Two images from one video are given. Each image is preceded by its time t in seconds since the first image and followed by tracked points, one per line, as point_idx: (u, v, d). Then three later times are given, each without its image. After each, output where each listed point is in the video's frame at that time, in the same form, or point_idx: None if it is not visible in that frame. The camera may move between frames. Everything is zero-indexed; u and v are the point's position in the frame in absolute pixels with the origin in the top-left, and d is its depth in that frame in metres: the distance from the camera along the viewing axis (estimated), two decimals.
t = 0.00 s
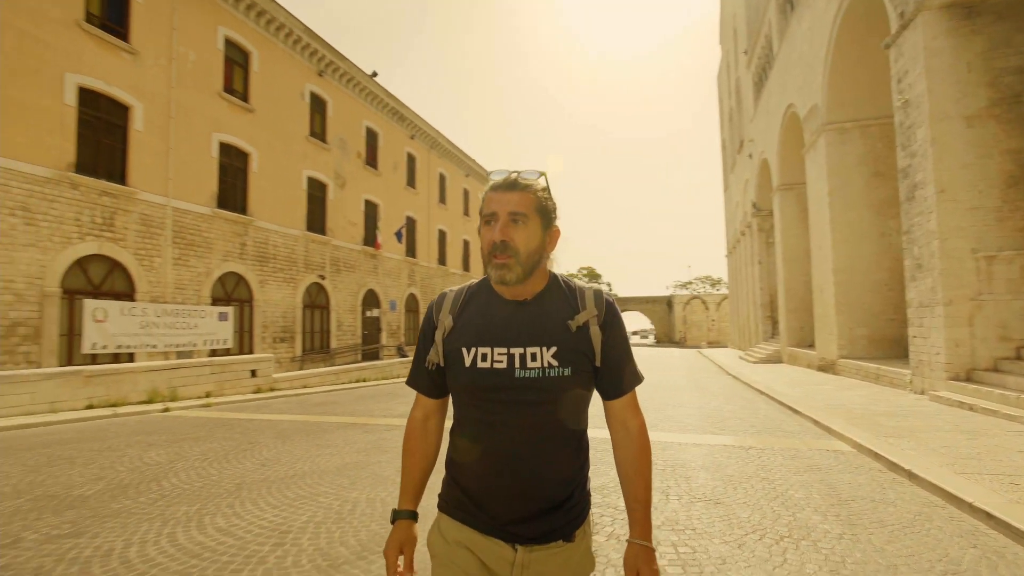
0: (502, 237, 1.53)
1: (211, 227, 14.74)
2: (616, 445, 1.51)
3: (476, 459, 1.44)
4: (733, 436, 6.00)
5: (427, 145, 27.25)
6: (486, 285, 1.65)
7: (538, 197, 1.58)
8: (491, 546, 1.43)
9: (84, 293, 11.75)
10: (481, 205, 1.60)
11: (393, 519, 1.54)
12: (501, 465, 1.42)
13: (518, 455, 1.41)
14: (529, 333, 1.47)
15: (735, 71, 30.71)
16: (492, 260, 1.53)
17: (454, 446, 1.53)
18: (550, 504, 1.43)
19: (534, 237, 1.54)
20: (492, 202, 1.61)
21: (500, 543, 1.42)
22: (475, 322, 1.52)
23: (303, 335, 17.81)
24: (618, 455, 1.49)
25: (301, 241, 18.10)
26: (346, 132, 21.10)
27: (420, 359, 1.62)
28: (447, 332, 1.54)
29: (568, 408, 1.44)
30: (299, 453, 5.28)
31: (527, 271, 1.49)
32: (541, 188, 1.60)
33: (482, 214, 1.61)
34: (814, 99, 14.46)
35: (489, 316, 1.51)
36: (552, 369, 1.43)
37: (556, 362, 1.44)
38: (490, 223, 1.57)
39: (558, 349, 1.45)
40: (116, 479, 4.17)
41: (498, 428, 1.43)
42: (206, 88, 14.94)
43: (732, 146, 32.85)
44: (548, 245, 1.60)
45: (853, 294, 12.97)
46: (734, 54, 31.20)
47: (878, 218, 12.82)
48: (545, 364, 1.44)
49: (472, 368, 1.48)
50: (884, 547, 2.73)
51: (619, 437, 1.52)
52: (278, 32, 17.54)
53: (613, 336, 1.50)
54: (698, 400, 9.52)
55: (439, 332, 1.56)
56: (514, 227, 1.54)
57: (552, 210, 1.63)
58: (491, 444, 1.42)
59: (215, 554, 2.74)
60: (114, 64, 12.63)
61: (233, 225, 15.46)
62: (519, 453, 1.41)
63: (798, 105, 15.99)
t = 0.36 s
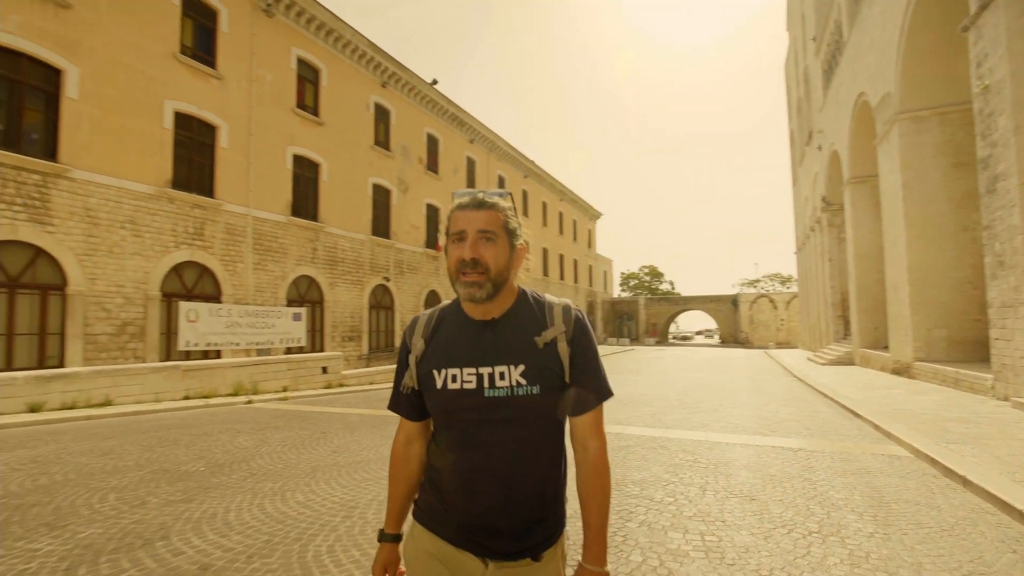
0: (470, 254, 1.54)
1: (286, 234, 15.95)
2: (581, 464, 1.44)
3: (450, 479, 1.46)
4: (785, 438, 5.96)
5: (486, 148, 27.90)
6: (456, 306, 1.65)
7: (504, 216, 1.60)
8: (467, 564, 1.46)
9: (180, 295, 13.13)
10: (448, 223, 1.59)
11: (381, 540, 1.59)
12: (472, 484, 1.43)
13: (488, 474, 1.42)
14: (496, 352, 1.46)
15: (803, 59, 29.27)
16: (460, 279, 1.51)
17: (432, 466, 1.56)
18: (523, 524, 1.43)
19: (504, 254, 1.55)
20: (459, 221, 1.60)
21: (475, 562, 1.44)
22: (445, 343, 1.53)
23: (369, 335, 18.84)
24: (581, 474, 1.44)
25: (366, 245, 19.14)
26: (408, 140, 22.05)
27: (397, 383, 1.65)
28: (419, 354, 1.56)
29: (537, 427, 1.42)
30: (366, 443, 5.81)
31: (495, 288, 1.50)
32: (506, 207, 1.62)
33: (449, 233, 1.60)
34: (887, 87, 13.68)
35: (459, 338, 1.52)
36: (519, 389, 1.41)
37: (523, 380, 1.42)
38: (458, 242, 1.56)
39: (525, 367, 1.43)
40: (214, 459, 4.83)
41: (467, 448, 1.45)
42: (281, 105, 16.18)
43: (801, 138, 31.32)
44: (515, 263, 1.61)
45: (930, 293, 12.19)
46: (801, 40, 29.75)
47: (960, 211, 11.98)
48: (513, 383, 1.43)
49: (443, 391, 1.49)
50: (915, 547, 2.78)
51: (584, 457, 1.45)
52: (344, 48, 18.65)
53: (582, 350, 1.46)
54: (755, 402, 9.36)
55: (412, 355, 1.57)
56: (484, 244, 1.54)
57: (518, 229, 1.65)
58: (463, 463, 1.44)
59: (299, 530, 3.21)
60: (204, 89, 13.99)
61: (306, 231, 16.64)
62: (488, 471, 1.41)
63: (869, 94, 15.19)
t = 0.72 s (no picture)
0: (464, 246, 1.72)
1: (338, 238, 16.81)
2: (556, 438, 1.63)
3: (432, 461, 1.59)
4: (824, 438, 5.95)
5: (530, 150, 28.20)
6: (438, 295, 1.81)
7: (495, 213, 1.80)
8: (449, 542, 1.57)
9: (242, 297, 14.11)
10: (443, 216, 1.76)
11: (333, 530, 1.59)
12: (455, 463, 1.58)
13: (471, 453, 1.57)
14: (481, 340, 1.64)
15: (860, 47, 27.94)
16: (455, 269, 1.68)
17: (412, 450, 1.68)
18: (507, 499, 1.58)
19: (494, 249, 1.75)
20: (454, 214, 1.77)
21: (458, 539, 1.57)
22: (430, 331, 1.69)
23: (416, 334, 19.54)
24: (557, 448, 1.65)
25: (413, 247, 19.84)
26: (453, 144, 22.66)
27: (376, 372, 1.76)
28: (404, 342, 1.70)
29: (517, 407, 1.60)
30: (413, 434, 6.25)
31: (485, 279, 1.69)
32: (497, 205, 1.82)
33: (444, 225, 1.76)
34: (946, 76, 13.06)
35: (444, 327, 1.69)
36: (503, 373, 1.60)
37: (507, 365, 1.61)
38: (455, 234, 1.73)
39: (508, 353, 1.63)
40: (278, 446, 5.39)
41: (451, 429, 1.60)
42: (334, 116, 17.06)
43: (858, 129, 29.96)
44: (501, 256, 1.82)
45: (994, 291, 11.58)
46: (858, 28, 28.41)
47: None
48: (496, 368, 1.62)
49: (429, 376, 1.64)
50: (928, 540, 2.87)
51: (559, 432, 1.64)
52: (391, 59, 19.44)
53: (558, 336, 1.70)
54: (799, 402, 9.23)
55: (396, 344, 1.71)
56: (479, 238, 1.72)
57: (504, 224, 1.86)
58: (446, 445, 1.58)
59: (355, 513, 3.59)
60: (262, 104, 14.97)
61: (356, 235, 17.46)
62: (471, 450, 1.57)
63: (928, 83, 14.48)
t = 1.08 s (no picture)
0: (500, 264, 1.67)
1: (380, 241, 17.46)
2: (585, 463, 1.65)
3: (453, 479, 1.54)
4: (859, 439, 5.94)
5: (566, 150, 28.33)
6: (461, 305, 1.74)
7: (530, 230, 1.77)
8: (470, 564, 1.54)
9: (291, 298, 14.92)
10: (479, 229, 1.71)
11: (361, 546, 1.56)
12: (476, 483, 1.52)
13: (493, 474, 1.53)
14: (509, 357, 1.59)
15: (911, 34, 26.73)
16: (490, 285, 1.63)
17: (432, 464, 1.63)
18: (529, 519, 1.56)
19: (530, 266, 1.72)
20: (490, 228, 1.72)
21: (480, 561, 1.53)
22: (454, 344, 1.62)
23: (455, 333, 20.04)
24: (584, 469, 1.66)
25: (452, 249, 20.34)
26: (490, 147, 23.07)
27: (398, 381, 1.69)
28: (426, 353, 1.62)
29: (541, 429, 1.57)
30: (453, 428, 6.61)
31: (519, 296, 1.64)
32: (529, 220, 1.79)
33: (480, 239, 1.70)
34: (1001, 64, 12.49)
35: (469, 340, 1.62)
36: (529, 392, 1.56)
37: (533, 385, 1.57)
38: (491, 250, 1.68)
39: (535, 372, 1.58)
40: (328, 437, 5.85)
41: (475, 449, 1.54)
42: (375, 124, 17.74)
43: (909, 120, 28.67)
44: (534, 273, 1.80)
45: None
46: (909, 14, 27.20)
47: None
48: (523, 387, 1.57)
49: (451, 391, 1.58)
50: (942, 535, 2.96)
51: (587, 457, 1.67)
52: (430, 66, 19.99)
53: (584, 357, 1.68)
54: (837, 403, 9.11)
55: (417, 352, 1.63)
56: (517, 256, 1.69)
57: (535, 240, 1.83)
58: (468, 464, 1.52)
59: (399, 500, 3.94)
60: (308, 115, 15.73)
61: (396, 238, 18.07)
62: (493, 471, 1.52)
63: (982, 72, 13.78)
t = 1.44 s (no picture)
0: (514, 261, 1.72)
1: (412, 244, 17.97)
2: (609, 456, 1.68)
3: (472, 467, 1.61)
4: (886, 439, 5.96)
5: (596, 150, 28.38)
6: (477, 299, 1.81)
7: (544, 225, 1.81)
8: (490, 552, 1.59)
9: (328, 299, 15.56)
10: (494, 228, 1.75)
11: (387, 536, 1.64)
12: (496, 469, 1.59)
13: (511, 462, 1.58)
14: (525, 348, 1.65)
15: (956, 23, 25.72)
16: (507, 280, 1.69)
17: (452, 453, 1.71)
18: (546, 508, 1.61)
19: (545, 261, 1.78)
20: (505, 225, 1.76)
21: (502, 549, 1.59)
22: (471, 336, 1.69)
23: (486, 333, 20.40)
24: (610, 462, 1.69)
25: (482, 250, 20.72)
26: (520, 149, 23.36)
27: (419, 373, 1.78)
28: (444, 345, 1.71)
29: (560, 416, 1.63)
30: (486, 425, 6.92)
31: (533, 290, 1.70)
32: (543, 214, 1.83)
33: (496, 236, 1.75)
34: None
35: (485, 331, 1.69)
36: (546, 380, 1.63)
37: (550, 374, 1.64)
38: (507, 247, 1.73)
39: (552, 361, 1.64)
40: (368, 431, 6.25)
41: (493, 438, 1.61)
42: (408, 129, 18.27)
43: (955, 113, 27.57)
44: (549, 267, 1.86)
45: None
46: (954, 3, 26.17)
47: None
48: (540, 376, 1.64)
49: (470, 380, 1.66)
50: (948, 529, 3.08)
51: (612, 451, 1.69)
52: (460, 71, 20.41)
53: (600, 346, 1.73)
54: (871, 405, 8.98)
55: (435, 345, 1.72)
56: (531, 253, 1.74)
57: (550, 235, 1.88)
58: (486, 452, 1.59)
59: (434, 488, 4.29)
60: (344, 122, 16.36)
61: (428, 241, 18.55)
62: (512, 458, 1.58)
63: None
